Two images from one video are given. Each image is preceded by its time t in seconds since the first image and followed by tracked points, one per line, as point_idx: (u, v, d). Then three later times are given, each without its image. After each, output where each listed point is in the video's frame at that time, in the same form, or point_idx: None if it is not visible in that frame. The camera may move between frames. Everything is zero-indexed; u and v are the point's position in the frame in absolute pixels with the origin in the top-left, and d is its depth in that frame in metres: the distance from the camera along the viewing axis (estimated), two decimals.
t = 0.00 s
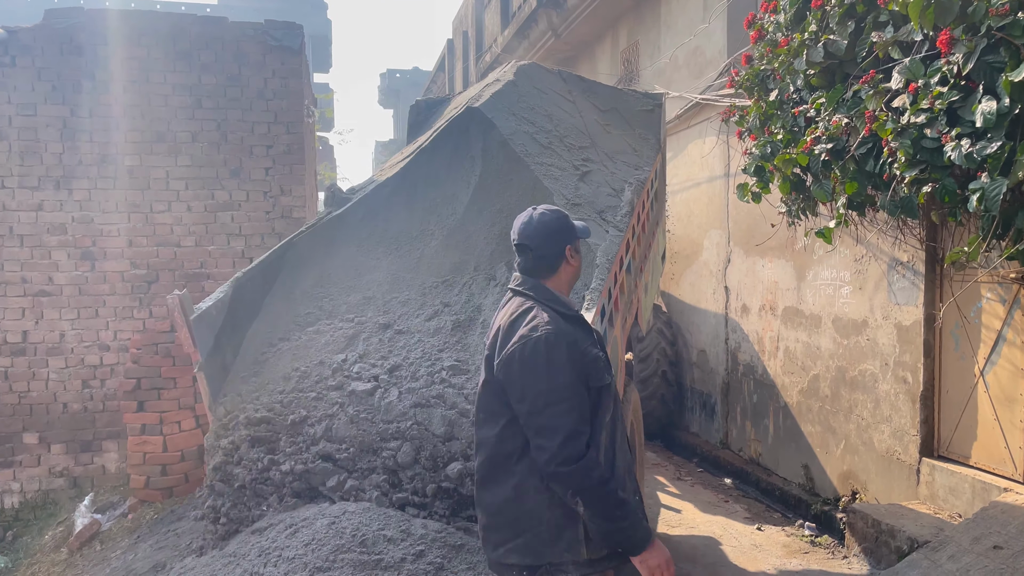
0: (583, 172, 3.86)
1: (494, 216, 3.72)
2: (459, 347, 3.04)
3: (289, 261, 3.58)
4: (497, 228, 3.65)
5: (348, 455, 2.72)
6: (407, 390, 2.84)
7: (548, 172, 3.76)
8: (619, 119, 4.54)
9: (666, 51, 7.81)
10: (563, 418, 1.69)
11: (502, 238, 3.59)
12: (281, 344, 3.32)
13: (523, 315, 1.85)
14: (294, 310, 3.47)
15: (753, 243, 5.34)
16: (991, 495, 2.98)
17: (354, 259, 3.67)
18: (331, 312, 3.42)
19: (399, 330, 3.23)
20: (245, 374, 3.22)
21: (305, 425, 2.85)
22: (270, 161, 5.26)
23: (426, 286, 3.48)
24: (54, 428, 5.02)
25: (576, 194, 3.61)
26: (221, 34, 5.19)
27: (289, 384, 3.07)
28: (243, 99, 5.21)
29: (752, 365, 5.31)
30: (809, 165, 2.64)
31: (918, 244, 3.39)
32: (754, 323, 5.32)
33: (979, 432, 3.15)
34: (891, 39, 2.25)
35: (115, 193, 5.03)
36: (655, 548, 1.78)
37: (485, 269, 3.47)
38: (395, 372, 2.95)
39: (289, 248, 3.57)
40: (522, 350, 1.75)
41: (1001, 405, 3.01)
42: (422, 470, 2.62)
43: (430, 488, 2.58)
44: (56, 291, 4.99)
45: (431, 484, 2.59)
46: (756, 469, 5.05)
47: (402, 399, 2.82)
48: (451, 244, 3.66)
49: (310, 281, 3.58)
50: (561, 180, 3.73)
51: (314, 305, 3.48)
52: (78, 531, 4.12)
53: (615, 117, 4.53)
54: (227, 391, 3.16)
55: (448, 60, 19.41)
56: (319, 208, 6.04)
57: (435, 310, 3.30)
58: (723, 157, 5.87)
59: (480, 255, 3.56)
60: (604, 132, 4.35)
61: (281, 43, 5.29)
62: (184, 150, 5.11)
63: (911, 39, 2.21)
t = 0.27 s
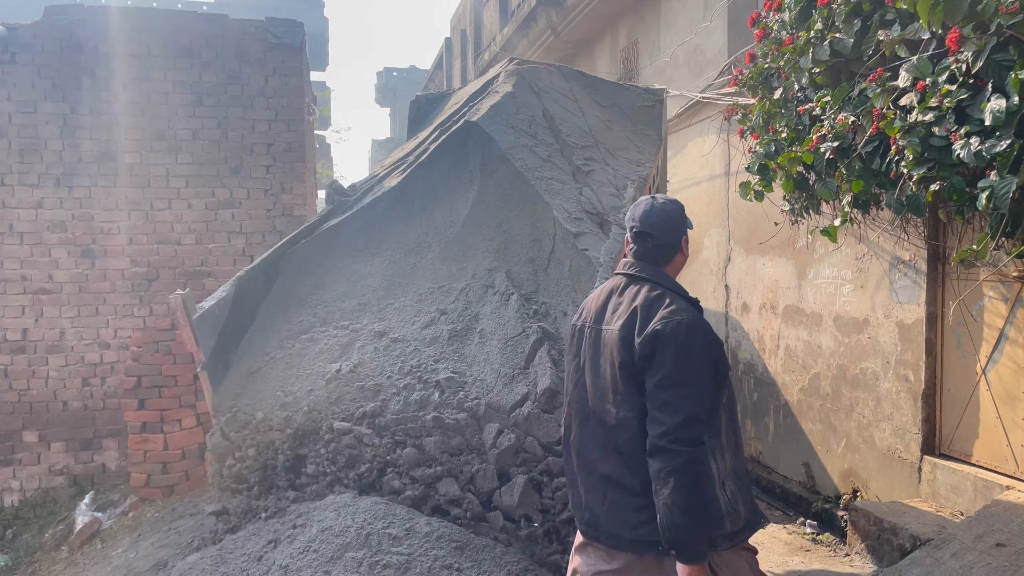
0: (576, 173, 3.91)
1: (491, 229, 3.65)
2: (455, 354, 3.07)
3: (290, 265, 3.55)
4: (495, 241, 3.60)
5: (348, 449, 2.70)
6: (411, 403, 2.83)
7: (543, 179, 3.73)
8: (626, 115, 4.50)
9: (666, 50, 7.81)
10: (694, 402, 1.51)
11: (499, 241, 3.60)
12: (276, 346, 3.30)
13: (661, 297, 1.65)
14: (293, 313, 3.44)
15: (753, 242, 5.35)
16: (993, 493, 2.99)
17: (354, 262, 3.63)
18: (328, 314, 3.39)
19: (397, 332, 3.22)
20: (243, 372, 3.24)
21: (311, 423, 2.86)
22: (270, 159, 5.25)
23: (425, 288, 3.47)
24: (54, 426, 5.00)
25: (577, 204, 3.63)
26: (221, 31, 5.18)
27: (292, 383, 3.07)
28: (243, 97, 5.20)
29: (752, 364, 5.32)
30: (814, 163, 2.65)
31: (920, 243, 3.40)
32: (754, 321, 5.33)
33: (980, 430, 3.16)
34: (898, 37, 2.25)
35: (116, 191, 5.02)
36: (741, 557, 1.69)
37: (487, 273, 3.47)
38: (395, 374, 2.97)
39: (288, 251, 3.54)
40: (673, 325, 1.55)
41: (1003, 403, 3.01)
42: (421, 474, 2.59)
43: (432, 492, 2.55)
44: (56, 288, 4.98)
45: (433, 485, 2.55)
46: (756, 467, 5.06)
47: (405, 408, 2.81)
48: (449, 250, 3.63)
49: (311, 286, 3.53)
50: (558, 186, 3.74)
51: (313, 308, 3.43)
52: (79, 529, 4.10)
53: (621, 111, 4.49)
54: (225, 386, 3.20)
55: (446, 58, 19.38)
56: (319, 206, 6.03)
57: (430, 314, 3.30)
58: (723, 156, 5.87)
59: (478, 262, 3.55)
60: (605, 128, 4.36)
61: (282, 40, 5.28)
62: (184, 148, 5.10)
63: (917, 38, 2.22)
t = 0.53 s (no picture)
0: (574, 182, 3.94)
1: (487, 256, 3.53)
2: (449, 364, 2.93)
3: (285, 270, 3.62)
4: (492, 264, 3.47)
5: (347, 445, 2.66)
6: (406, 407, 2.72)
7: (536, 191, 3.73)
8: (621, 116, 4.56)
9: (666, 50, 7.81)
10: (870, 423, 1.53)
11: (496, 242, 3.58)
12: (269, 355, 3.19)
13: (810, 311, 1.60)
14: (292, 312, 3.43)
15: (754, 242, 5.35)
16: (994, 494, 2.98)
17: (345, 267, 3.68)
18: (326, 313, 3.36)
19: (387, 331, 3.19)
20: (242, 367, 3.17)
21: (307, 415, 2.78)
22: (270, 158, 5.23)
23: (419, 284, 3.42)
24: (52, 425, 4.98)
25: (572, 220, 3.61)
26: (221, 29, 5.16)
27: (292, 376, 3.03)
28: (243, 95, 5.19)
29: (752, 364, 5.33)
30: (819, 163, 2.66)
31: (922, 243, 3.40)
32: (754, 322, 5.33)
33: (982, 430, 3.16)
34: (905, 38, 2.25)
35: (115, 189, 5.00)
36: None
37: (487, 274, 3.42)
38: (392, 369, 2.93)
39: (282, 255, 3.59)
40: (846, 344, 1.53)
41: (1004, 404, 3.02)
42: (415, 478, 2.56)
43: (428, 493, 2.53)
44: (54, 287, 4.96)
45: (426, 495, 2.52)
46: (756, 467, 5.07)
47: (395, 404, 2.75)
48: (442, 264, 3.50)
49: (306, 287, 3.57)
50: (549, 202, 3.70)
51: (307, 308, 3.44)
52: (77, 529, 4.07)
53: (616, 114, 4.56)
54: (229, 383, 3.09)
55: (444, 57, 19.37)
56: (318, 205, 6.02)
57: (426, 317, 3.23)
58: (723, 156, 5.88)
59: (473, 271, 3.42)
60: (604, 127, 4.36)
61: (282, 39, 5.26)
62: (184, 146, 5.08)
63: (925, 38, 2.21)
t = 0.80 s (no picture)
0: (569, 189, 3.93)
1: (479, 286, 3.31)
2: (443, 384, 2.79)
3: (282, 271, 3.63)
4: (483, 292, 3.24)
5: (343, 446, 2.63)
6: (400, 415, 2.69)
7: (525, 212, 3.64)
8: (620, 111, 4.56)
9: (664, 50, 7.82)
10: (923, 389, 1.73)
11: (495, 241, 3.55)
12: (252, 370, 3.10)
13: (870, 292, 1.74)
14: (292, 309, 3.44)
15: (753, 242, 5.36)
16: (996, 495, 3.02)
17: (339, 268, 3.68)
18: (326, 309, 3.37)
19: (383, 329, 3.16)
20: (245, 362, 3.18)
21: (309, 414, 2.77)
22: (269, 157, 5.21)
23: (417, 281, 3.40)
24: (48, 426, 4.95)
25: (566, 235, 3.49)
26: (220, 28, 5.14)
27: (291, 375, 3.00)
28: (242, 94, 5.16)
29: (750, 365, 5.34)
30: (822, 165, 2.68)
31: (923, 244, 3.40)
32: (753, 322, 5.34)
33: (982, 431, 3.17)
34: (911, 39, 2.26)
35: (112, 188, 4.97)
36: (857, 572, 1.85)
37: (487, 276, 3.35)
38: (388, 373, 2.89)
39: (277, 257, 3.60)
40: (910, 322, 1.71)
41: (1005, 405, 3.04)
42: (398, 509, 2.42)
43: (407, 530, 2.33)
44: (51, 287, 4.92)
45: (408, 526, 2.34)
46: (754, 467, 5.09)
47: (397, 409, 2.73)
48: (428, 288, 3.31)
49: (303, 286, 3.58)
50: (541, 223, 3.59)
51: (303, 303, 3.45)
52: (74, 531, 4.03)
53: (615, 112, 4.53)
54: (231, 380, 3.08)
55: (440, 57, 19.34)
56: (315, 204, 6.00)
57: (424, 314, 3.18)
58: (722, 157, 5.87)
59: (464, 295, 3.24)
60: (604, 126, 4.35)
61: (281, 38, 5.24)
62: (181, 145, 5.06)
63: (931, 39, 2.22)
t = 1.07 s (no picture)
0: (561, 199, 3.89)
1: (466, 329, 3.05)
2: (442, 400, 2.71)
3: (279, 272, 3.62)
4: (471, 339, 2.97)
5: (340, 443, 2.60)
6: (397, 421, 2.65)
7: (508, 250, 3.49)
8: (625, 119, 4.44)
9: (663, 51, 7.83)
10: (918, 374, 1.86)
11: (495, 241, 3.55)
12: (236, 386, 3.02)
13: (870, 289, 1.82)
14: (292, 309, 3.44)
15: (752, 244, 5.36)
16: (995, 497, 3.02)
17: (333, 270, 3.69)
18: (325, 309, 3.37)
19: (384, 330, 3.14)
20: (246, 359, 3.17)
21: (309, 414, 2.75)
22: (267, 158, 5.19)
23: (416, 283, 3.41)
24: (44, 427, 4.92)
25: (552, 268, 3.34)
26: (218, 28, 5.12)
27: (291, 376, 2.98)
28: (240, 94, 5.15)
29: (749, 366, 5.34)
30: (825, 167, 2.69)
31: (923, 246, 3.41)
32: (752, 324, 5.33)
33: (981, 434, 3.18)
34: (914, 41, 2.27)
35: (109, 189, 4.95)
36: None
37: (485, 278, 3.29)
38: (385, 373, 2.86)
39: (274, 258, 3.57)
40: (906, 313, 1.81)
41: (1005, 408, 3.04)
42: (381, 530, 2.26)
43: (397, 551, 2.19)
44: (47, 287, 4.90)
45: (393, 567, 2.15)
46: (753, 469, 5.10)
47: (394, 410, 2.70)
48: (410, 335, 3.04)
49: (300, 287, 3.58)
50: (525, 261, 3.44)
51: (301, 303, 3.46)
52: (70, 533, 3.99)
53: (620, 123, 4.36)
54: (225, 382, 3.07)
55: (438, 57, 19.33)
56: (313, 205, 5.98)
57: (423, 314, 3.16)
58: (721, 158, 5.87)
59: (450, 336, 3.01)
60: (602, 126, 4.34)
61: (280, 38, 5.23)
62: (179, 145, 5.04)
63: (934, 42, 2.23)
